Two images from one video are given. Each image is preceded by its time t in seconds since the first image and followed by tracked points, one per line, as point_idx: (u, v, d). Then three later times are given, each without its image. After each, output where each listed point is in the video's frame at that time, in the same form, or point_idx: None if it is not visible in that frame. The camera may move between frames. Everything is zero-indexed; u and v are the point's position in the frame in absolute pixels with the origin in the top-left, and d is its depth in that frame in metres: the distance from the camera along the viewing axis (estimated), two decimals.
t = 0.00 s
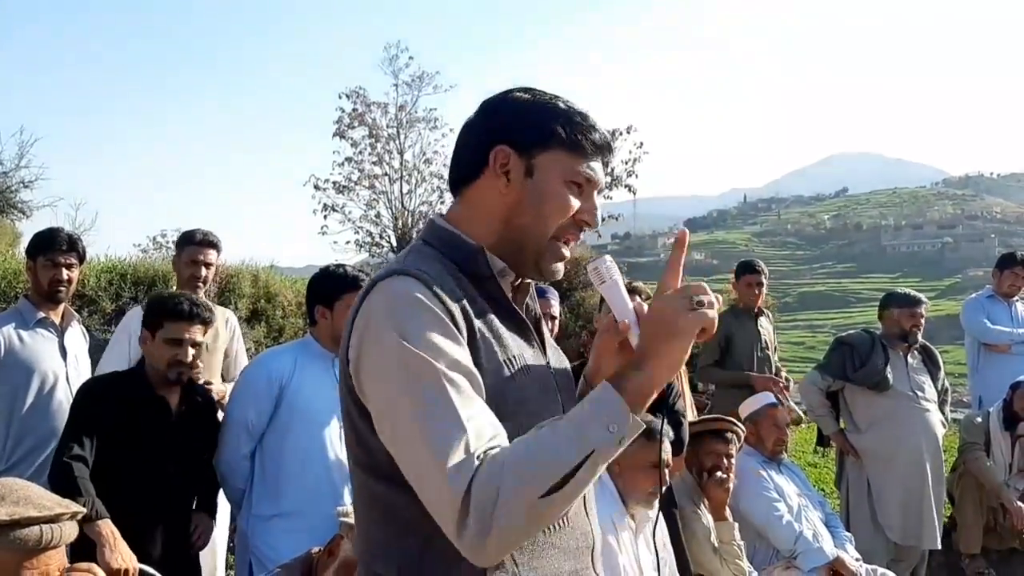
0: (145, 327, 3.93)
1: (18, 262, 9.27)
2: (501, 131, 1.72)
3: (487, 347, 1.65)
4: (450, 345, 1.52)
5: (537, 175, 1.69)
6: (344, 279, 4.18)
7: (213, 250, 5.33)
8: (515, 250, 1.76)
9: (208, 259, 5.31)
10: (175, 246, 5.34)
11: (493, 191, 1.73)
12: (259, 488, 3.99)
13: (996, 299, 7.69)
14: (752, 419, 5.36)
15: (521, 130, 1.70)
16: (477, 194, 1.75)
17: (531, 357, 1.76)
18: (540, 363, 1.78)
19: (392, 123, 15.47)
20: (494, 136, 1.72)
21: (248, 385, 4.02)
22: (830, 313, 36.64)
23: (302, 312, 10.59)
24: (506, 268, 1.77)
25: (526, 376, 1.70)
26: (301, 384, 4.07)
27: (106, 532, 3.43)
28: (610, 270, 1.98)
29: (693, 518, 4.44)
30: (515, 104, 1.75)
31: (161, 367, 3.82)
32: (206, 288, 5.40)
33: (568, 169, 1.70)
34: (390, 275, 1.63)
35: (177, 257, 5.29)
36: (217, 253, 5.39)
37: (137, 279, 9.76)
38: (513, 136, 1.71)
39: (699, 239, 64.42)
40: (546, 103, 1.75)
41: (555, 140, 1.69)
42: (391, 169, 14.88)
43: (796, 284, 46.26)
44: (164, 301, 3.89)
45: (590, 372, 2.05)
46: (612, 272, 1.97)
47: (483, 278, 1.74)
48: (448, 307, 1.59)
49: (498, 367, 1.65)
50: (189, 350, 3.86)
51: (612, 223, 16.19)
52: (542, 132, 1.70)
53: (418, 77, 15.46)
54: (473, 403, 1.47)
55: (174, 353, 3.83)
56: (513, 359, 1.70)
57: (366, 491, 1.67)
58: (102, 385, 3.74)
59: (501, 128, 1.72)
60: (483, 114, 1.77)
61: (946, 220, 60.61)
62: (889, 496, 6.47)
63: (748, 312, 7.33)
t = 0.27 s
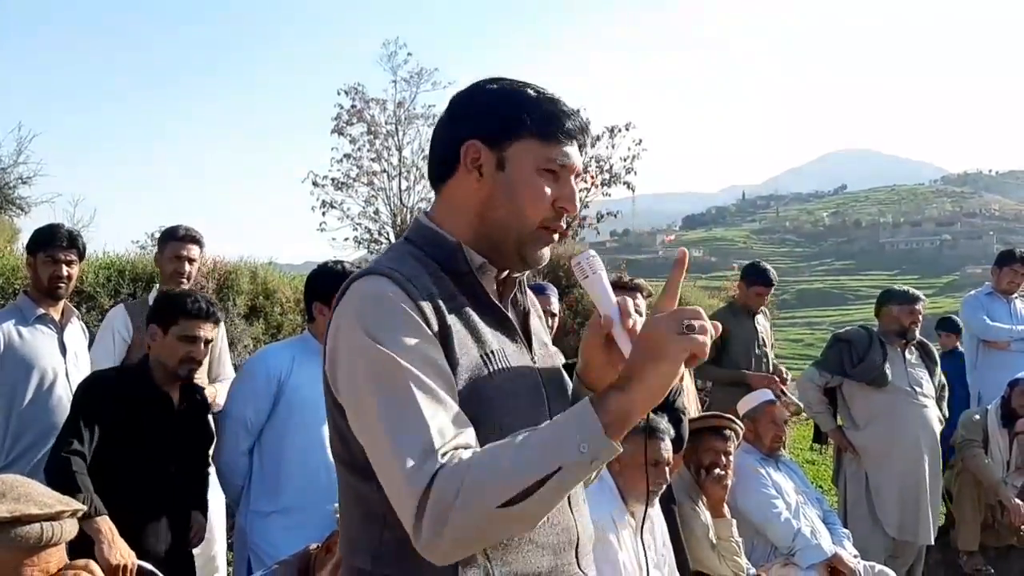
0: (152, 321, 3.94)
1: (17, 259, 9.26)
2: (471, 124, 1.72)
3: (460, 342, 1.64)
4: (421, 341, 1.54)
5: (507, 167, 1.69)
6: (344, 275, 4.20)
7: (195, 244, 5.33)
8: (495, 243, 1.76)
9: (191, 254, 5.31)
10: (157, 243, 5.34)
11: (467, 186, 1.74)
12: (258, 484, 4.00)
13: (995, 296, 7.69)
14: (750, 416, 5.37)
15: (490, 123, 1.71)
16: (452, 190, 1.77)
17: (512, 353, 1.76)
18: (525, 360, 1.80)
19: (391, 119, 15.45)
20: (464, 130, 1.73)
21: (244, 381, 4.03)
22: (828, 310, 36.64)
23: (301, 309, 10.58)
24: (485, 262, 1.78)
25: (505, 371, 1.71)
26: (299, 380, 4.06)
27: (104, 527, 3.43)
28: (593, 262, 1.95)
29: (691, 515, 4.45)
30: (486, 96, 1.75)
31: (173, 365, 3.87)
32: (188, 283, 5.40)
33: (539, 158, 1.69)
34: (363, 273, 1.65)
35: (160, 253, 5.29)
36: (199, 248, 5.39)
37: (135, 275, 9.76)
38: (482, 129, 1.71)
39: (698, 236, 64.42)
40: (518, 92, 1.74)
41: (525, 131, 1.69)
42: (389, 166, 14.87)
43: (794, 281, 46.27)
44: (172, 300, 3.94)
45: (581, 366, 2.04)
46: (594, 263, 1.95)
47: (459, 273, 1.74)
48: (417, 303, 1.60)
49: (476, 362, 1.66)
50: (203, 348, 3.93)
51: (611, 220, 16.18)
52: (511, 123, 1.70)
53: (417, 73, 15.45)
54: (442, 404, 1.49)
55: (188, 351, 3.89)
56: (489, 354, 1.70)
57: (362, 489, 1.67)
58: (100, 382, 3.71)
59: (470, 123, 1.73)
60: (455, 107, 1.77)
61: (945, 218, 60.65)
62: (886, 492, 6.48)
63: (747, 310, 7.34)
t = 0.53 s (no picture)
0: (156, 320, 3.94)
1: (15, 257, 9.24)
2: (470, 123, 1.72)
3: (448, 341, 1.64)
4: (403, 333, 1.56)
5: (504, 169, 1.69)
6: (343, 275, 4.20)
7: (190, 241, 5.32)
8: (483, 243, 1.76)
9: (185, 251, 5.30)
10: (153, 239, 5.33)
11: (459, 184, 1.73)
12: (257, 482, 3.99)
13: (994, 296, 7.70)
14: (749, 415, 5.37)
15: (489, 123, 1.70)
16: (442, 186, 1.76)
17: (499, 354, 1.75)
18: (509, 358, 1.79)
19: (390, 117, 15.44)
20: (462, 128, 1.72)
21: (242, 379, 4.03)
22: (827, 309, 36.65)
23: (301, 308, 10.58)
24: (470, 259, 1.78)
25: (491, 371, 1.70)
26: (298, 379, 4.06)
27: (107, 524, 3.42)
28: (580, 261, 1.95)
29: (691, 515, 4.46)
30: (485, 94, 1.75)
31: (178, 363, 3.87)
32: (183, 280, 5.40)
33: (536, 162, 1.69)
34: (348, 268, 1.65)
35: (154, 251, 5.28)
36: (194, 245, 5.39)
37: (134, 273, 9.75)
38: (481, 129, 1.71)
39: (696, 235, 64.43)
40: (517, 93, 1.74)
41: (524, 134, 1.69)
42: (388, 164, 14.85)
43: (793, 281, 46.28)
44: (176, 300, 3.96)
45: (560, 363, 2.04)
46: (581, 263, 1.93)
47: (447, 272, 1.74)
48: (405, 302, 1.60)
49: (463, 363, 1.65)
50: (207, 348, 3.95)
51: (610, 219, 16.18)
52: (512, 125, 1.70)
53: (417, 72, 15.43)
54: (424, 392, 1.52)
55: (194, 350, 3.90)
56: (478, 351, 1.69)
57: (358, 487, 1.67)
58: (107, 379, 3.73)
59: (469, 119, 1.73)
60: (453, 103, 1.76)
61: (943, 218, 60.69)
62: (885, 492, 6.49)
63: (746, 309, 7.34)
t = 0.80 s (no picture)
0: (156, 319, 3.94)
1: (16, 255, 9.24)
2: (446, 115, 1.71)
3: (436, 346, 1.64)
4: (397, 345, 1.52)
5: (484, 161, 1.69)
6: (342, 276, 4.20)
7: (207, 242, 5.32)
8: (467, 238, 1.75)
9: (204, 251, 5.31)
10: (171, 239, 5.34)
11: (439, 179, 1.72)
12: (257, 482, 3.98)
13: (993, 296, 7.71)
14: (746, 414, 5.38)
15: (466, 115, 1.70)
16: (420, 182, 1.75)
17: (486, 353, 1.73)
18: (494, 352, 1.76)
19: (390, 117, 15.44)
20: (439, 121, 1.72)
21: (243, 378, 4.04)
22: (826, 309, 36.66)
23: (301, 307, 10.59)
24: (453, 258, 1.77)
25: (480, 371, 1.68)
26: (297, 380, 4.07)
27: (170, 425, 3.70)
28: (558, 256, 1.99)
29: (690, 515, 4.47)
30: (460, 86, 1.74)
31: (177, 362, 3.89)
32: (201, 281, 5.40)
33: (515, 153, 1.69)
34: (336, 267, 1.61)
35: (173, 250, 5.29)
36: (212, 245, 5.38)
37: (134, 273, 9.76)
38: (459, 121, 1.70)
39: (696, 235, 64.45)
40: (493, 83, 1.74)
41: (503, 124, 1.69)
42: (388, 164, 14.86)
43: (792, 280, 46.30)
44: (176, 298, 3.94)
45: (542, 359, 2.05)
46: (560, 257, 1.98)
47: (433, 271, 1.73)
48: (397, 305, 1.57)
49: (451, 363, 1.64)
50: (207, 347, 3.94)
51: (610, 219, 16.19)
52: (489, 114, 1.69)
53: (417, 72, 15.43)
54: (415, 408, 1.48)
55: (193, 349, 3.89)
56: (467, 352, 1.67)
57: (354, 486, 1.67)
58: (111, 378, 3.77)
59: (446, 113, 1.72)
60: (428, 97, 1.76)
61: (943, 218, 60.73)
62: (884, 491, 6.49)
63: (745, 309, 7.35)
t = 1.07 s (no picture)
0: (158, 320, 3.91)
1: (14, 253, 9.23)
2: (442, 112, 1.70)
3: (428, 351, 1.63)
4: (382, 354, 1.49)
5: (481, 164, 1.68)
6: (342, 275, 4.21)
7: (222, 241, 5.34)
8: (457, 238, 1.76)
9: (217, 251, 5.32)
10: (184, 237, 5.36)
11: (433, 178, 1.71)
12: (255, 482, 3.96)
13: (991, 296, 7.72)
14: (743, 413, 5.37)
15: (463, 114, 1.69)
16: (412, 179, 1.73)
17: (472, 355, 1.74)
18: (480, 356, 1.77)
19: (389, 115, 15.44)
20: (435, 117, 1.70)
21: (244, 377, 4.06)
22: (825, 309, 36.68)
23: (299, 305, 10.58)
24: (444, 257, 1.77)
25: (468, 378, 1.69)
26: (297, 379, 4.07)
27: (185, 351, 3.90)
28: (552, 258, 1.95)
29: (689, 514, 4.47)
30: (455, 81, 1.72)
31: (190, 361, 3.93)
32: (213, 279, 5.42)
33: (512, 156, 1.69)
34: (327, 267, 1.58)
35: (186, 249, 5.31)
36: (225, 245, 5.40)
37: (133, 271, 9.75)
38: (456, 120, 1.69)
39: (694, 234, 64.47)
40: (487, 79, 1.73)
41: (501, 125, 1.69)
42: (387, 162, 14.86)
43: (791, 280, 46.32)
44: (179, 299, 3.93)
45: (530, 356, 2.08)
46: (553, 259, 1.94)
47: (420, 270, 1.73)
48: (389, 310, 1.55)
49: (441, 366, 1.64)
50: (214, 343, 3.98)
51: (609, 218, 16.20)
52: (487, 114, 1.68)
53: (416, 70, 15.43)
54: (401, 430, 1.44)
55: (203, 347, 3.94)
56: (457, 358, 1.68)
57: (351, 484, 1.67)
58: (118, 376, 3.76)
59: (442, 109, 1.70)
60: (421, 90, 1.73)
61: (941, 218, 60.79)
62: (882, 491, 6.50)
63: (744, 308, 7.35)
